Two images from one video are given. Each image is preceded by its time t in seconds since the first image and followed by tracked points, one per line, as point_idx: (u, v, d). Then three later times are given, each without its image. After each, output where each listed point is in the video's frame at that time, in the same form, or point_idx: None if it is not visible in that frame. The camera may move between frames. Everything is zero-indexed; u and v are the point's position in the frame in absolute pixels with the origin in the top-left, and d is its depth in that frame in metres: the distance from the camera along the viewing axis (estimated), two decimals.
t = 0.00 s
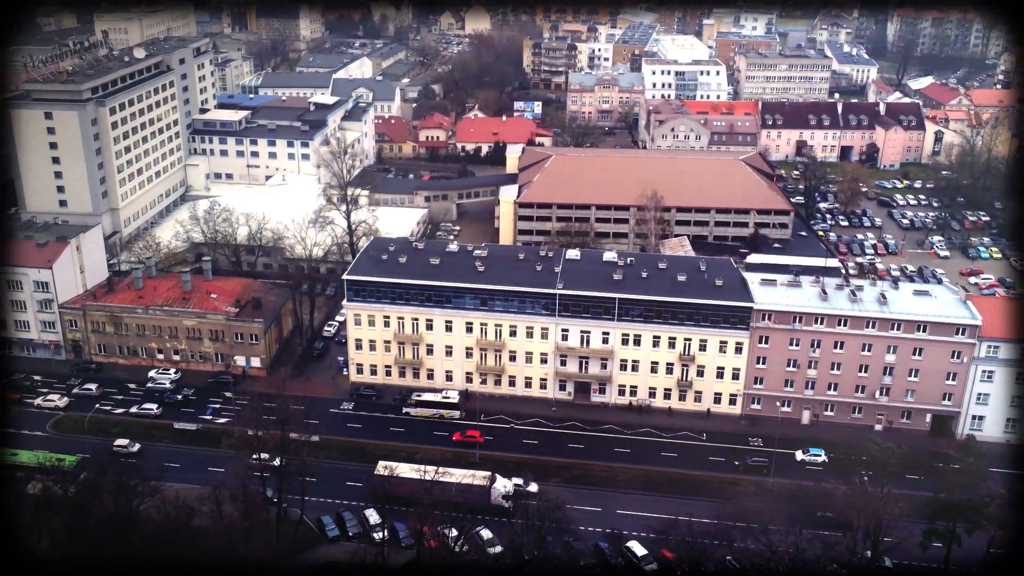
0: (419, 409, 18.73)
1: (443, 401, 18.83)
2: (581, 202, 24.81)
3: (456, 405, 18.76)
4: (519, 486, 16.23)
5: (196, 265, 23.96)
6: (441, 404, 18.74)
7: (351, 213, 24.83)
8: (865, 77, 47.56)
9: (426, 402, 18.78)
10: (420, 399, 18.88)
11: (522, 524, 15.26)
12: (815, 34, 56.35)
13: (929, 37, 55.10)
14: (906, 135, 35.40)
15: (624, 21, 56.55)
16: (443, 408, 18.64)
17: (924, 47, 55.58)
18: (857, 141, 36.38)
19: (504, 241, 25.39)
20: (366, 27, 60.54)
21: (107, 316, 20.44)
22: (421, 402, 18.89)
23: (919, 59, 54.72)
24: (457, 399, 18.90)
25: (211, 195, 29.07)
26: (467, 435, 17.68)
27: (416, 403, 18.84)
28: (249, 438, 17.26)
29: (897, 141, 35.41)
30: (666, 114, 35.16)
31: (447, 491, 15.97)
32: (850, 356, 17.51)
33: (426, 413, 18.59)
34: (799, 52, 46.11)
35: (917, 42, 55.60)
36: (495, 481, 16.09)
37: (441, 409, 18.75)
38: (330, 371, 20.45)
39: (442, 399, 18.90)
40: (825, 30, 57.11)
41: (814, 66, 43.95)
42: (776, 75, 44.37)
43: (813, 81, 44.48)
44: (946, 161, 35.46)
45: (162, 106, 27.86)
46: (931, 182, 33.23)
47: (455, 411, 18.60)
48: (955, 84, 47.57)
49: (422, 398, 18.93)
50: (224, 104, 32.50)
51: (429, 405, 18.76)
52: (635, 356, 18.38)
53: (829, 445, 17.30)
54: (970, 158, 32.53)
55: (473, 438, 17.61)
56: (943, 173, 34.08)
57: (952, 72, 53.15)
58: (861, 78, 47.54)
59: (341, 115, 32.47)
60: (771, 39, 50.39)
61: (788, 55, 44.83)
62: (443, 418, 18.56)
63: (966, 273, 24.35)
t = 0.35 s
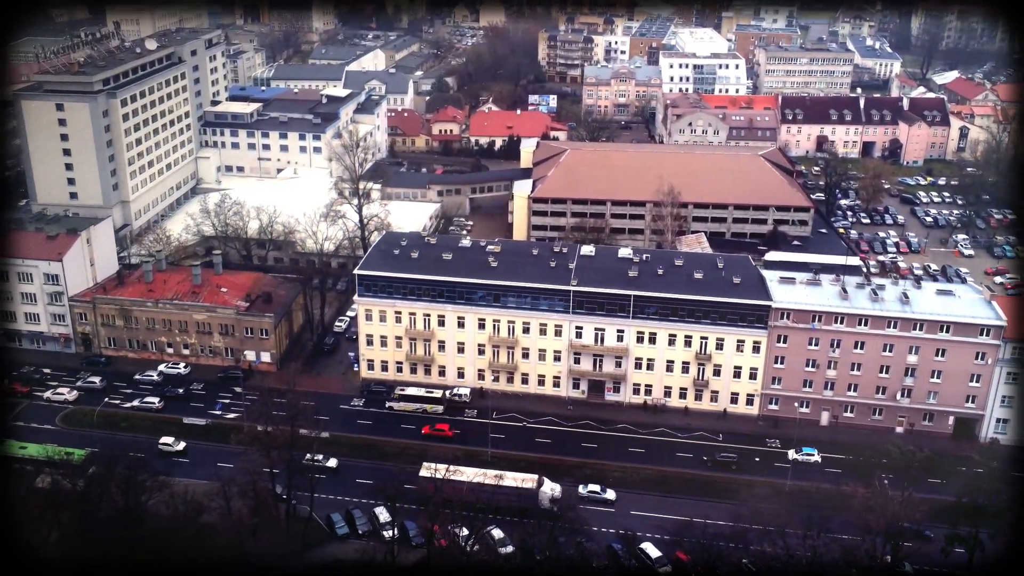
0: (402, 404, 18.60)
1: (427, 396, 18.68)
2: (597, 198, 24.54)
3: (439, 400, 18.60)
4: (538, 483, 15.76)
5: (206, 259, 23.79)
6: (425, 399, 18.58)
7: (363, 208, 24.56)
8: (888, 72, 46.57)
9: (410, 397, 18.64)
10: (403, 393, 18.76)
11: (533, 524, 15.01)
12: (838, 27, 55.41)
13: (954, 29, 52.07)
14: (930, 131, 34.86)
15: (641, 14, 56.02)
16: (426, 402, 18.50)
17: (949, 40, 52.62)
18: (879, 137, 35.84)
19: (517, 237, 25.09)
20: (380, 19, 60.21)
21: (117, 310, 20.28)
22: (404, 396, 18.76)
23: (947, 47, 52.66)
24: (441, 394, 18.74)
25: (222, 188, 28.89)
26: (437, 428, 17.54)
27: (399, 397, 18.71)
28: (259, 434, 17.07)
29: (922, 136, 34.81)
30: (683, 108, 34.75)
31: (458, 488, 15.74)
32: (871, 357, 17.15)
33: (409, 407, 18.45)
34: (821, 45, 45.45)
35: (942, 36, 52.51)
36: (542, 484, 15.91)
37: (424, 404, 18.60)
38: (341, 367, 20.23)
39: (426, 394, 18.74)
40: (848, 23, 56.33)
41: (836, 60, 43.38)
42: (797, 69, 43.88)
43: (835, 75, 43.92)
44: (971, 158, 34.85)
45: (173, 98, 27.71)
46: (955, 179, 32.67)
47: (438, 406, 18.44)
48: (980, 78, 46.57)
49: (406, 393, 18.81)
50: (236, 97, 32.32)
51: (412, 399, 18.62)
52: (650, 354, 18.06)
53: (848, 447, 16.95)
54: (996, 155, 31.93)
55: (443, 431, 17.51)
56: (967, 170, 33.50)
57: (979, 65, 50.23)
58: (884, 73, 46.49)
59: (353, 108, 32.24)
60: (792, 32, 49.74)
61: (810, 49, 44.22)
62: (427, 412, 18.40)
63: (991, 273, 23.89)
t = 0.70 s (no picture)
0: (389, 398, 18.40)
1: (412, 390, 18.41)
2: (611, 194, 24.24)
3: (426, 394, 18.32)
4: (548, 483, 15.25)
5: (216, 253, 23.63)
6: (410, 394, 18.36)
7: (373, 202, 24.31)
8: (910, 66, 46.16)
9: (396, 391, 18.42)
10: (389, 387, 18.51)
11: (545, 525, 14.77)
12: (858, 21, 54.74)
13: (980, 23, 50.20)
14: (952, 127, 34.37)
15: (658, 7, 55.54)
16: (412, 397, 18.29)
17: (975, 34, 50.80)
18: (901, 133, 35.36)
19: (530, 233, 24.81)
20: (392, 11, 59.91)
21: (126, 303, 20.14)
22: (390, 390, 18.52)
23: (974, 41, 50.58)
24: (428, 388, 18.46)
25: (232, 181, 28.73)
26: (410, 422, 17.55)
27: (385, 391, 18.49)
28: (267, 430, 16.89)
29: (943, 133, 34.54)
30: (700, 103, 34.38)
31: (468, 487, 15.53)
32: (891, 357, 16.83)
33: (395, 402, 18.31)
34: (841, 39, 44.89)
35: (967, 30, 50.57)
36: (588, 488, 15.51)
37: (411, 398, 18.37)
38: (350, 363, 20.02)
39: (413, 388, 18.49)
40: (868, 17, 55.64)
41: (858, 54, 42.87)
42: (817, 63, 43.27)
43: (856, 69, 43.38)
44: (995, 155, 34.31)
45: (184, 91, 27.57)
46: (978, 176, 32.18)
47: (424, 401, 18.23)
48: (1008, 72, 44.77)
49: (391, 386, 18.58)
50: (246, 89, 32.15)
51: (398, 394, 18.41)
52: (664, 353, 17.77)
53: (866, 449, 16.63)
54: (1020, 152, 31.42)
55: (416, 426, 17.51)
56: (991, 167, 33.00)
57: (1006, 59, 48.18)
58: (906, 67, 46.00)
59: (365, 102, 32.02)
60: (812, 26, 49.15)
61: (830, 43, 43.66)
62: (413, 407, 18.25)
63: (1015, 272, 23.48)
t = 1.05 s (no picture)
0: (375, 391, 18.24)
1: (399, 384, 18.33)
2: (629, 189, 23.89)
3: (412, 388, 18.25)
4: (561, 483, 15.08)
5: (227, 247, 23.45)
6: (397, 387, 18.21)
7: (387, 196, 24.06)
8: (935, 61, 45.44)
9: (383, 385, 18.29)
10: (376, 381, 18.41)
11: (559, 525, 14.52)
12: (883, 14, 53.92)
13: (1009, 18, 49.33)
14: (979, 123, 33.79)
15: None
16: (399, 391, 18.21)
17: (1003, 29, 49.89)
18: (926, 128, 34.79)
19: (545, 228, 24.51)
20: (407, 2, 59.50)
21: (137, 296, 19.97)
22: (376, 384, 18.42)
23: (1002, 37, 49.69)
24: (415, 383, 18.36)
25: (244, 174, 28.54)
26: (386, 415, 17.39)
27: (372, 385, 18.39)
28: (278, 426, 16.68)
29: (969, 128, 33.95)
30: (720, 97, 33.96)
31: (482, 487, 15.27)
32: (914, 358, 16.46)
33: (382, 396, 18.15)
34: (865, 32, 44.20)
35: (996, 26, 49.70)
36: (640, 493, 15.03)
37: (397, 392, 18.28)
38: (362, 359, 19.79)
39: (400, 382, 18.43)
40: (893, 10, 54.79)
41: (881, 47, 41.93)
42: (839, 56, 42.43)
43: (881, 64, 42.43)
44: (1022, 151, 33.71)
45: (196, 83, 27.40)
46: (1005, 174, 31.63)
47: (412, 395, 18.12)
48: None
49: (379, 380, 18.43)
50: (259, 81, 31.95)
51: (385, 387, 18.31)
52: (681, 352, 17.44)
53: (887, 452, 16.27)
54: None
55: (392, 418, 17.37)
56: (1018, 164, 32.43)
57: None
58: (931, 61, 45.31)
59: (378, 94, 31.77)
60: (835, 19, 48.43)
61: (854, 35, 42.94)
62: (400, 401, 18.10)
63: None
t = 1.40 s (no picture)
0: (364, 385, 18.14)
1: (388, 377, 18.16)
2: (645, 184, 23.61)
3: (401, 382, 18.07)
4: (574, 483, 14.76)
5: (238, 241, 23.28)
6: (385, 381, 18.08)
7: (399, 190, 23.83)
8: (960, 55, 44.69)
9: (371, 378, 18.16)
10: (365, 373, 18.26)
11: (572, 526, 14.27)
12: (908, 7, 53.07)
13: None
14: (1005, 119, 33.19)
15: None
16: (387, 384, 18.05)
17: None
18: (950, 124, 34.24)
19: (559, 224, 24.23)
20: None
21: (147, 290, 19.82)
22: (365, 377, 18.26)
23: None
24: (403, 376, 18.21)
25: (255, 167, 28.38)
26: (364, 409, 17.36)
27: (360, 378, 18.24)
28: (287, 422, 16.48)
29: (994, 124, 33.37)
30: (738, 91, 33.56)
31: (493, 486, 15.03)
32: (936, 360, 16.13)
33: (370, 389, 18.03)
34: (888, 25, 43.54)
35: None
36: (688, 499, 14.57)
37: (386, 385, 18.11)
38: (373, 355, 19.57)
39: (388, 375, 18.24)
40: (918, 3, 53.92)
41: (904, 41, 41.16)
42: (861, 51, 41.59)
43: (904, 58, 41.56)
44: None
45: (207, 75, 27.25)
46: None
47: (400, 389, 17.98)
48: None
49: (367, 373, 18.30)
50: (271, 73, 31.75)
51: (373, 380, 18.16)
52: (698, 351, 17.14)
53: (908, 455, 15.94)
54: None
55: (370, 412, 17.33)
56: None
57: None
58: (956, 56, 44.56)
59: (391, 87, 31.54)
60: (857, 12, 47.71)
61: (876, 29, 42.22)
62: (387, 395, 17.98)
63: None
